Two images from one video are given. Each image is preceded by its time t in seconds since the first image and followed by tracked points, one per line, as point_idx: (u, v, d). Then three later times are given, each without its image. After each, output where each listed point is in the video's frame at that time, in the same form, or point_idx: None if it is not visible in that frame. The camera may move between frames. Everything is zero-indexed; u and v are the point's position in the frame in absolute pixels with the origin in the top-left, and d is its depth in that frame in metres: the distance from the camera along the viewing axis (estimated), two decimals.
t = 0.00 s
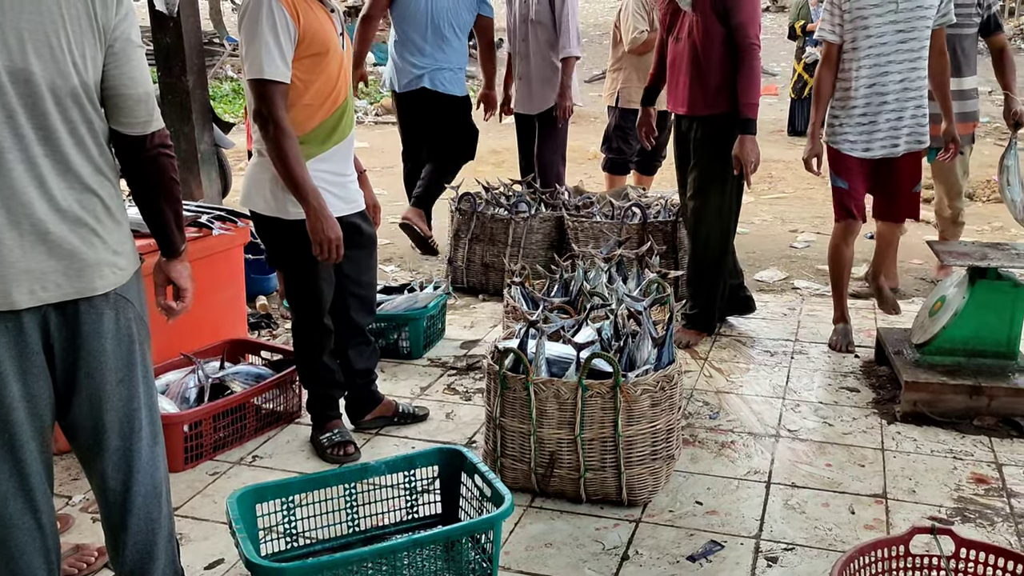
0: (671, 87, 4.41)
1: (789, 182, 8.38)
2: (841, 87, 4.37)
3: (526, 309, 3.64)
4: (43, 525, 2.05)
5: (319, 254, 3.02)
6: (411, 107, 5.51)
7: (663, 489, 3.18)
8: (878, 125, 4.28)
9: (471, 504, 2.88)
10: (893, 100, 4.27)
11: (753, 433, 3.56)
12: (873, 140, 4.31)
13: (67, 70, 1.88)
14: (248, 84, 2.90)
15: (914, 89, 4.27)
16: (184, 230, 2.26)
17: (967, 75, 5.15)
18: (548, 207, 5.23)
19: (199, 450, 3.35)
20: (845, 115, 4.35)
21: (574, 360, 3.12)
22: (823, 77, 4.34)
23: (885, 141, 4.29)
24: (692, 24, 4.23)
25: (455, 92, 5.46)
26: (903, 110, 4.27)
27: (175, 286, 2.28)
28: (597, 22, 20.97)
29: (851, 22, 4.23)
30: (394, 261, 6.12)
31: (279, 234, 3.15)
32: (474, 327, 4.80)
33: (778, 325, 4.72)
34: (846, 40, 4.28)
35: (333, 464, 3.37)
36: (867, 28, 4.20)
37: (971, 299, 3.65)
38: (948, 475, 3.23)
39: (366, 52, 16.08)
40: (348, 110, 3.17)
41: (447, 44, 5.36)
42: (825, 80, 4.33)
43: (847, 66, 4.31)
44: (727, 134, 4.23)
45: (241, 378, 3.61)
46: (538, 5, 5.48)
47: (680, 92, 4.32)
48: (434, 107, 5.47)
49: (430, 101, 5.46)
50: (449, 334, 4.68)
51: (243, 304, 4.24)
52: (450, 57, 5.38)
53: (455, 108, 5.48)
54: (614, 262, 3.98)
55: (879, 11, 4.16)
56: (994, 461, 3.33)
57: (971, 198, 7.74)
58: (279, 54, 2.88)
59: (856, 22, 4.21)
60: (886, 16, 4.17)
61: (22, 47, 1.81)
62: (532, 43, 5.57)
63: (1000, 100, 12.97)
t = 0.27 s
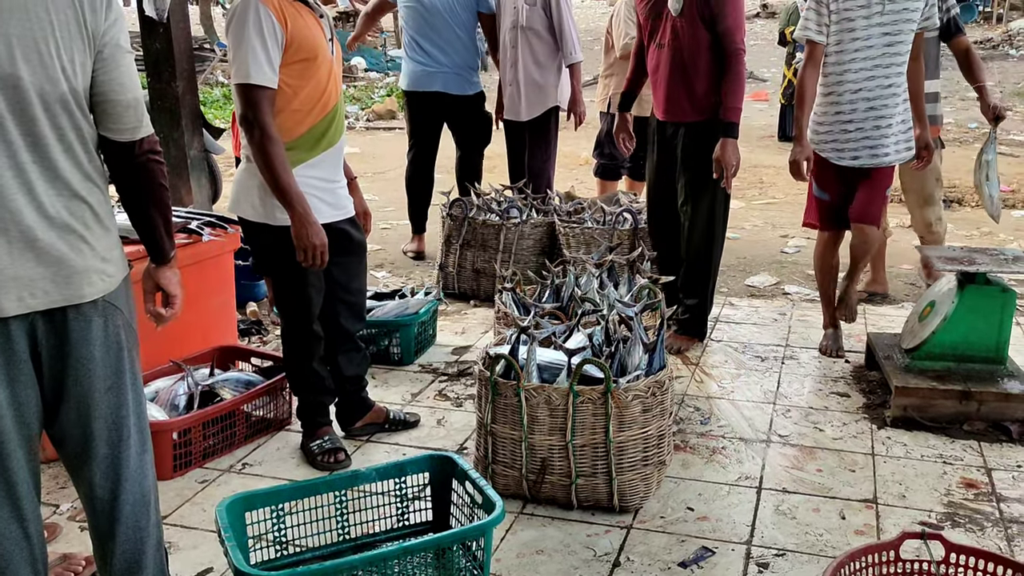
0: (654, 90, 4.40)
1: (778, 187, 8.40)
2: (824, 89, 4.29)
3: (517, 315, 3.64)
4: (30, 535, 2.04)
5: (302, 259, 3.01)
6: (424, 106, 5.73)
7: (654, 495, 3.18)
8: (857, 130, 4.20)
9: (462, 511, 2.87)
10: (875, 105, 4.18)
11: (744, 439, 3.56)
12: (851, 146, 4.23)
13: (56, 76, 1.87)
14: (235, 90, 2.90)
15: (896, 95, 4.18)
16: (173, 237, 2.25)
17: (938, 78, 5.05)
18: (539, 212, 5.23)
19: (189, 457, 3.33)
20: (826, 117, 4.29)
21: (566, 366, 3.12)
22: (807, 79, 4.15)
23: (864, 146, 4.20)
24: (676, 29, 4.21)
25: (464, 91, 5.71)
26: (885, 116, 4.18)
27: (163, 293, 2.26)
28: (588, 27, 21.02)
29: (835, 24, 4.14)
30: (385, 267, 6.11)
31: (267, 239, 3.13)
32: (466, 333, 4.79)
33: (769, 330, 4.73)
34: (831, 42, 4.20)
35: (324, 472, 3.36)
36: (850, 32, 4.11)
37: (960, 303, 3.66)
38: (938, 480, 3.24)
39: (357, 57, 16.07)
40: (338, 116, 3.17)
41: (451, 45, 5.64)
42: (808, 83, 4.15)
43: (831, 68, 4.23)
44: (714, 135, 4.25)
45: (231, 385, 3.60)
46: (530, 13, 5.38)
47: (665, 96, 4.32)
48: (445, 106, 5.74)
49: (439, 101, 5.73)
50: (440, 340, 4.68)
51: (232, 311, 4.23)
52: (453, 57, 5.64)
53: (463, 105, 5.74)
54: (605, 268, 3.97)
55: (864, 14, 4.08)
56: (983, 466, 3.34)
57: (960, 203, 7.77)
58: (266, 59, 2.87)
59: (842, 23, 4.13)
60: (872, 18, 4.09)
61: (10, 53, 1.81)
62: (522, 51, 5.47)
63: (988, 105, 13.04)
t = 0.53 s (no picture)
0: (638, 92, 4.40)
1: (772, 190, 8.42)
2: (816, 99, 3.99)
3: (512, 317, 3.63)
4: (20, 541, 2.01)
5: (293, 261, 3.01)
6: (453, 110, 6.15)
7: (650, 498, 3.17)
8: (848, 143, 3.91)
9: (456, 514, 2.86)
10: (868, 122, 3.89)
11: (739, 441, 3.56)
12: (843, 159, 3.92)
13: (47, 78, 1.85)
14: (223, 93, 2.89)
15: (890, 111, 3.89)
16: (166, 240, 2.24)
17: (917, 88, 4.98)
18: (534, 214, 5.22)
19: (181, 462, 3.31)
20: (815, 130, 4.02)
21: (561, 369, 3.12)
22: (805, 81, 3.89)
23: (855, 161, 3.90)
24: (660, 32, 4.21)
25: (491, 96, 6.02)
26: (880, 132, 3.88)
27: (156, 296, 2.25)
28: (582, 30, 21.05)
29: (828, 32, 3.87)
30: (378, 270, 6.09)
31: (258, 242, 3.13)
32: (460, 336, 4.78)
33: (763, 332, 4.73)
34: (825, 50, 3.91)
35: (317, 475, 3.34)
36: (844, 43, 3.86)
37: (953, 305, 3.67)
38: (932, 482, 3.24)
39: (351, 60, 16.04)
40: (331, 117, 3.15)
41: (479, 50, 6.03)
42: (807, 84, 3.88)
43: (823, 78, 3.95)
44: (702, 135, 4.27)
45: (224, 389, 3.58)
46: (525, 15, 5.40)
47: (651, 98, 4.33)
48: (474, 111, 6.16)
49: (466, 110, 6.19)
50: (434, 343, 4.67)
51: (225, 314, 4.21)
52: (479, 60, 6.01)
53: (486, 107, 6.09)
54: (600, 270, 3.97)
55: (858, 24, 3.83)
56: (977, 467, 3.35)
57: (953, 205, 7.80)
58: (255, 62, 2.86)
59: (835, 31, 3.86)
60: (866, 27, 3.82)
61: (1, 55, 1.79)
62: (515, 51, 5.46)
63: (980, 108, 13.09)
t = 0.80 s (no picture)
0: (616, 97, 4.41)
1: (763, 193, 8.43)
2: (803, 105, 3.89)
3: (504, 321, 3.63)
4: (10, 547, 2.00)
5: (273, 267, 3.01)
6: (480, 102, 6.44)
7: (642, 501, 3.17)
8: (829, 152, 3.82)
9: (448, 519, 2.86)
10: (859, 128, 3.77)
11: (730, 445, 3.56)
12: (826, 168, 3.83)
13: (37, 82, 1.85)
14: (208, 99, 2.88)
15: (881, 119, 3.77)
16: (157, 244, 2.23)
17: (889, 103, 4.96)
18: (526, 217, 5.22)
19: (172, 467, 3.30)
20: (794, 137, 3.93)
21: (553, 373, 3.12)
22: (790, 91, 3.78)
23: (838, 172, 3.80)
24: (637, 35, 4.23)
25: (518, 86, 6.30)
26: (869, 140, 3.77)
27: (146, 300, 2.24)
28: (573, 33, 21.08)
29: (825, 31, 3.74)
30: (370, 273, 6.09)
31: (245, 248, 3.12)
32: (452, 340, 4.78)
33: (755, 335, 4.74)
34: (819, 49, 3.78)
35: (309, 480, 3.33)
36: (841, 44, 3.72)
37: (943, 308, 3.67)
38: (923, 484, 3.25)
39: (343, 63, 16.02)
40: (320, 121, 3.14)
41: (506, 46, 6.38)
42: (792, 94, 3.76)
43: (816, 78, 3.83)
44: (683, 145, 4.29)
45: (215, 393, 3.57)
46: (517, 20, 5.39)
47: (629, 102, 4.33)
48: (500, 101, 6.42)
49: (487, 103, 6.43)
50: (426, 346, 4.66)
51: (217, 318, 4.20)
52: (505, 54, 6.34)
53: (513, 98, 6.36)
54: (591, 273, 3.97)
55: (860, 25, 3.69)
56: (967, 470, 3.36)
57: (943, 208, 7.83)
58: (238, 68, 2.85)
59: (833, 30, 3.72)
60: (866, 29, 3.69)
61: None
62: (507, 56, 5.47)
63: (969, 111, 13.15)
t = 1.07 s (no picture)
0: (598, 98, 4.41)
1: (754, 195, 8.45)
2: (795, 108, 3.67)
3: (495, 323, 3.64)
4: None
5: (246, 272, 3.01)
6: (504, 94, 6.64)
7: (632, 503, 3.18)
8: (830, 158, 3.59)
9: (439, 521, 2.86)
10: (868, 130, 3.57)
11: (721, 446, 3.57)
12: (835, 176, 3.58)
13: (25, 84, 1.84)
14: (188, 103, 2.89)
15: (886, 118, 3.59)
16: (147, 247, 2.23)
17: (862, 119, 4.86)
18: (517, 219, 5.22)
19: (162, 470, 3.29)
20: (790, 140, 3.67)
21: (543, 375, 3.12)
22: (783, 94, 3.54)
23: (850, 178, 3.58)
24: (617, 35, 4.25)
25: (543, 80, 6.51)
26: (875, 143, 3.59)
27: (136, 302, 2.23)
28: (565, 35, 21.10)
29: (828, 30, 3.50)
30: (361, 276, 6.08)
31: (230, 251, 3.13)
32: (443, 342, 4.77)
33: (746, 337, 4.75)
34: (821, 50, 3.53)
35: (300, 482, 3.33)
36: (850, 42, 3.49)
37: (933, 310, 3.68)
38: (912, 485, 3.26)
39: (334, 65, 15.99)
40: (306, 125, 3.12)
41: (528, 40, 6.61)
42: (784, 98, 3.54)
43: (817, 79, 3.59)
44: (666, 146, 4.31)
45: (206, 396, 3.56)
46: (511, 24, 5.43)
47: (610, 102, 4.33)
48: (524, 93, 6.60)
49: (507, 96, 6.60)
50: (418, 349, 4.66)
51: (207, 320, 4.19)
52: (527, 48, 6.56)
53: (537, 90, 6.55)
54: (582, 275, 3.97)
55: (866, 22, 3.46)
56: (957, 471, 3.37)
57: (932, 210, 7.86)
58: (216, 72, 2.85)
59: (838, 29, 3.48)
60: (871, 25, 3.47)
61: None
62: (501, 61, 5.50)
63: (959, 113, 13.21)
